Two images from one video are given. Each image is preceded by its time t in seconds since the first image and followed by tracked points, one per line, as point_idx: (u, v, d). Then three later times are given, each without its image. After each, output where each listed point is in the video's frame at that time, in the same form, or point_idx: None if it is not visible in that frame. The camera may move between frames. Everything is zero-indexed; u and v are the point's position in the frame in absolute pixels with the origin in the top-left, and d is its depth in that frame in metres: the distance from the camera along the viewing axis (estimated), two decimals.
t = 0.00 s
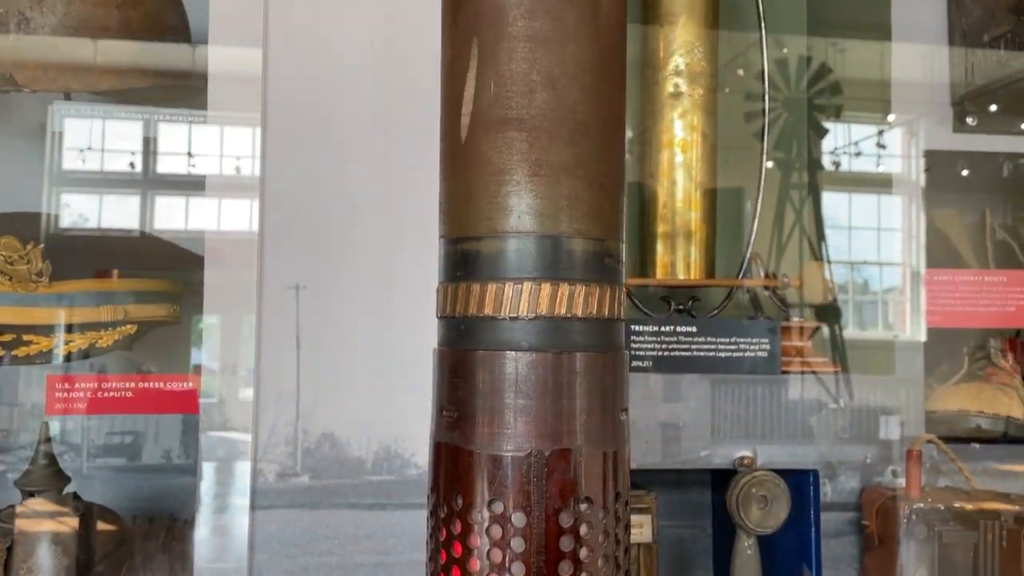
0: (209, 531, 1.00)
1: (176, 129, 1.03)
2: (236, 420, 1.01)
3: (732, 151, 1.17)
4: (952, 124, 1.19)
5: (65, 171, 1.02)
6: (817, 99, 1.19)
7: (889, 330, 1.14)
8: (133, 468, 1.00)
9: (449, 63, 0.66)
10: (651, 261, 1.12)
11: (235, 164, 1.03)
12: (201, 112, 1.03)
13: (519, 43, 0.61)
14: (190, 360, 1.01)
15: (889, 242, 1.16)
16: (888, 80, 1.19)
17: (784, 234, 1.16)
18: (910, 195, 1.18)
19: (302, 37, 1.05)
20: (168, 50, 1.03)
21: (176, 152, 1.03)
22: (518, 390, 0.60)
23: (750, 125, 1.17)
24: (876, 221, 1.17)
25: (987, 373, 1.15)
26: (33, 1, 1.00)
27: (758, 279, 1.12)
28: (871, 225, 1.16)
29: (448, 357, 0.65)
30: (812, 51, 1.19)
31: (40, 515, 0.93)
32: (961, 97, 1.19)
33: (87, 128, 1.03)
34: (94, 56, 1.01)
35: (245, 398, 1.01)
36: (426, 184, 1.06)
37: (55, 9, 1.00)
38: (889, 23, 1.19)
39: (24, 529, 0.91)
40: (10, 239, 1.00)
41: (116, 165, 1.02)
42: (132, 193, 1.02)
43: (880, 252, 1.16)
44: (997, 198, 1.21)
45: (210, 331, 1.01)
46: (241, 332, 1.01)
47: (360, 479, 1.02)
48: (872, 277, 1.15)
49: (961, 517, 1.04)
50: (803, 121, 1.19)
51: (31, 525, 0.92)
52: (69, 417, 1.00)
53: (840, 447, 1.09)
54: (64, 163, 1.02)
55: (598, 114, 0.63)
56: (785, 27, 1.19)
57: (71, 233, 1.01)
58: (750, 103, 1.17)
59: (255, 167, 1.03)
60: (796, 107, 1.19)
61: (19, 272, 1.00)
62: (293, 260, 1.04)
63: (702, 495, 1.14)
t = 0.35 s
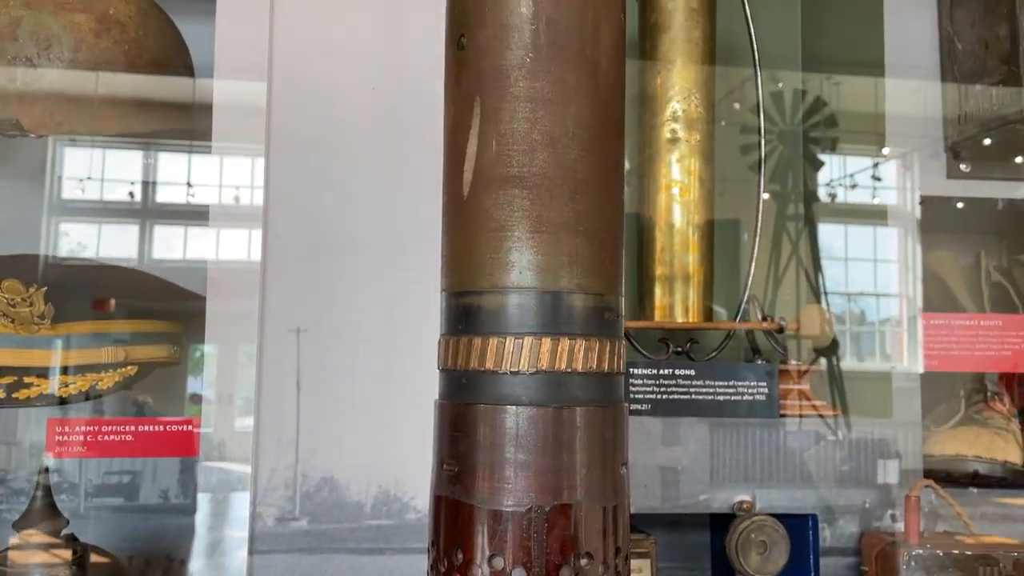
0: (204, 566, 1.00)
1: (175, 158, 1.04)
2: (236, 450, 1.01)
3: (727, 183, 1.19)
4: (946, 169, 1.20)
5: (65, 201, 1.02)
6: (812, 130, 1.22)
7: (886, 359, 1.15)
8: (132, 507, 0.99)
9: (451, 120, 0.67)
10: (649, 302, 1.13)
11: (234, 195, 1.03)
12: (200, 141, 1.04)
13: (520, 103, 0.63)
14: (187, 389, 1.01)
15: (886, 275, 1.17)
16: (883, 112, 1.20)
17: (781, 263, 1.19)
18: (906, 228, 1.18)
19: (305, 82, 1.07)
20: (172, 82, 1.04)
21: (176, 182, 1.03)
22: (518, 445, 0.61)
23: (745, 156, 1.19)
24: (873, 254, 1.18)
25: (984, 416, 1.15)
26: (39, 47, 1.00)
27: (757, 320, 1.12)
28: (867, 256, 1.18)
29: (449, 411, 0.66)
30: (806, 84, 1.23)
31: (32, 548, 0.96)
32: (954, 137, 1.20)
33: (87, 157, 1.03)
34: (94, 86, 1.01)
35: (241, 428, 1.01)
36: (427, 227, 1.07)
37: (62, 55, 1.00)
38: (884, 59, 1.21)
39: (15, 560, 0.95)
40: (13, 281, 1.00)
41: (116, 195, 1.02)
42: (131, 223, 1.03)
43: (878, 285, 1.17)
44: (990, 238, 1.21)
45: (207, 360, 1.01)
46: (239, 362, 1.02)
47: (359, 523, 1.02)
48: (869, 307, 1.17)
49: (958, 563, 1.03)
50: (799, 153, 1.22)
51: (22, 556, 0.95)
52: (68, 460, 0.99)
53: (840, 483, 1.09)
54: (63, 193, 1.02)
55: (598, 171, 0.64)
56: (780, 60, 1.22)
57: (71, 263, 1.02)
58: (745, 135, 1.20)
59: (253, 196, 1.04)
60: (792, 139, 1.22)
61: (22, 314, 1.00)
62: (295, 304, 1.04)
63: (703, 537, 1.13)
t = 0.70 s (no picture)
0: None
1: (175, 189, 1.04)
2: (233, 477, 1.01)
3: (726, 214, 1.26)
4: (933, 217, 1.19)
5: (63, 229, 1.03)
6: (808, 164, 1.30)
7: (884, 391, 1.18)
8: (130, 549, 0.98)
9: (450, 181, 0.69)
10: (645, 344, 1.14)
11: (233, 224, 1.05)
12: (201, 172, 1.05)
13: (517, 166, 0.65)
14: (183, 417, 1.01)
15: (882, 304, 1.21)
16: (873, 146, 1.20)
17: (778, 292, 1.29)
18: (902, 258, 1.20)
19: (306, 131, 1.09)
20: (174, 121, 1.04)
21: (175, 211, 1.04)
22: (515, 503, 0.61)
23: (741, 189, 1.28)
24: (869, 284, 1.22)
25: (979, 463, 1.14)
26: (45, 94, 0.99)
27: (754, 365, 1.14)
28: (863, 288, 1.22)
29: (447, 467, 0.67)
30: (801, 118, 1.31)
31: None
32: (936, 170, 1.18)
33: (86, 189, 1.02)
34: (96, 121, 1.01)
35: (239, 455, 1.01)
36: (426, 273, 1.09)
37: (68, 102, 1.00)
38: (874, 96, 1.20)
39: None
40: (16, 326, 1.01)
41: (114, 225, 1.03)
42: (130, 252, 1.03)
43: (874, 315, 1.22)
44: (982, 283, 1.22)
45: (204, 390, 1.01)
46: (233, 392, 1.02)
47: (356, 570, 1.03)
48: (868, 339, 1.22)
49: None
50: (795, 187, 1.32)
51: None
52: (65, 505, 0.98)
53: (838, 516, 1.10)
54: (61, 222, 1.03)
55: (592, 232, 0.66)
56: (773, 99, 1.32)
57: (68, 292, 1.02)
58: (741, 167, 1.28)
59: (252, 226, 1.05)
60: (787, 173, 1.31)
61: (22, 359, 1.00)
62: (294, 349, 1.05)
63: None
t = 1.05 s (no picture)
0: None
1: (174, 216, 1.06)
2: (225, 507, 1.00)
3: (719, 243, 1.25)
4: (926, 261, 1.20)
5: (64, 259, 1.04)
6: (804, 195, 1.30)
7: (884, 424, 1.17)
8: None
9: (448, 235, 0.70)
10: (641, 386, 1.15)
11: (232, 251, 1.05)
12: (201, 200, 1.06)
13: (513, 221, 0.66)
14: (179, 445, 1.01)
15: (881, 333, 1.21)
16: (864, 175, 1.21)
17: (775, 318, 1.29)
18: (899, 288, 1.20)
19: (306, 174, 1.08)
20: (172, 162, 1.05)
21: (174, 239, 1.06)
22: (510, 558, 0.62)
23: (737, 220, 1.27)
24: (867, 314, 1.22)
25: (976, 506, 1.14)
26: (48, 139, 1.02)
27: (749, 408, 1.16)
28: (861, 316, 1.22)
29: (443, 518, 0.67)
30: (796, 149, 1.31)
31: None
32: (929, 200, 1.20)
33: (87, 217, 1.03)
34: (100, 167, 1.02)
35: (235, 484, 1.01)
36: (424, 315, 1.08)
37: (70, 146, 1.02)
38: (864, 129, 1.22)
39: None
40: (16, 369, 1.02)
41: (114, 253, 1.04)
42: (130, 279, 1.04)
43: (874, 345, 1.21)
44: (976, 322, 1.23)
45: (201, 417, 1.02)
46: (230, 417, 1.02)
47: None
48: (866, 367, 1.21)
49: None
50: (789, 217, 1.32)
51: None
52: (61, 548, 0.98)
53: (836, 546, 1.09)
54: (62, 251, 1.04)
55: (586, 286, 0.67)
56: (767, 130, 1.32)
57: (67, 317, 1.05)
58: (737, 197, 1.27)
59: (252, 253, 1.06)
60: (781, 203, 1.32)
61: (22, 400, 1.00)
62: (291, 392, 1.04)
63: None
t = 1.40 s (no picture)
0: None
1: (173, 241, 1.06)
2: (220, 535, 0.98)
3: (716, 270, 1.27)
4: (922, 297, 1.21)
5: (60, 282, 1.06)
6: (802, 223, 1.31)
7: (885, 451, 1.18)
8: None
9: (448, 280, 0.71)
10: (641, 424, 1.15)
11: (230, 277, 1.04)
12: (200, 224, 1.06)
13: (512, 268, 0.67)
14: (177, 472, 1.00)
15: (880, 359, 1.22)
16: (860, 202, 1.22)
17: (773, 343, 1.30)
18: (898, 314, 1.21)
19: (307, 212, 1.08)
20: (170, 197, 1.07)
21: (173, 268, 1.05)
22: None
23: (734, 246, 1.28)
24: (865, 341, 1.22)
25: (975, 543, 1.15)
26: (52, 179, 1.05)
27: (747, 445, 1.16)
28: (860, 342, 1.23)
29: (442, 564, 0.67)
30: (792, 176, 1.33)
31: None
32: (925, 228, 1.21)
33: (85, 242, 1.06)
34: (104, 206, 1.05)
35: (232, 512, 0.99)
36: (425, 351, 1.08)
37: (75, 184, 1.05)
38: (858, 157, 1.23)
39: None
40: (15, 408, 1.02)
41: (111, 278, 1.05)
42: (127, 305, 1.05)
43: (872, 371, 1.22)
44: (976, 358, 1.22)
45: (196, 443, 1.00)
46: (226, 445, 1.00)
47: None
48: (866, 395, 1.22)
49: None
50: (786, 243, 1.33)
51: None
52: None
53: None
54: (59, 274, 1.06)
55: (585, 332, 0.67)
56: (764, 160, 1.33)
57: (62, 343, 1.06)
58: (733, 224, 1.28)
59: (250, 279, 1.05)
60: (778, 230, 1.33)
61: (21, 438, 1.00)
62: (291, 430, 1.04)
63: None
